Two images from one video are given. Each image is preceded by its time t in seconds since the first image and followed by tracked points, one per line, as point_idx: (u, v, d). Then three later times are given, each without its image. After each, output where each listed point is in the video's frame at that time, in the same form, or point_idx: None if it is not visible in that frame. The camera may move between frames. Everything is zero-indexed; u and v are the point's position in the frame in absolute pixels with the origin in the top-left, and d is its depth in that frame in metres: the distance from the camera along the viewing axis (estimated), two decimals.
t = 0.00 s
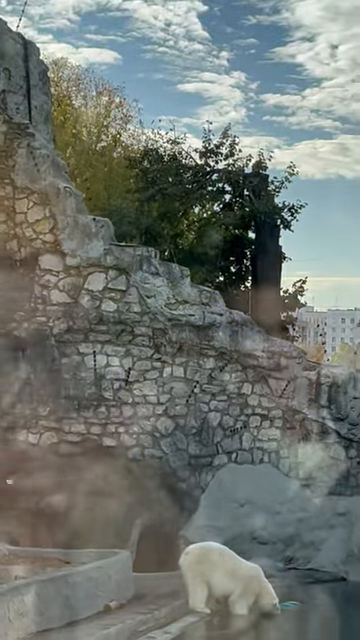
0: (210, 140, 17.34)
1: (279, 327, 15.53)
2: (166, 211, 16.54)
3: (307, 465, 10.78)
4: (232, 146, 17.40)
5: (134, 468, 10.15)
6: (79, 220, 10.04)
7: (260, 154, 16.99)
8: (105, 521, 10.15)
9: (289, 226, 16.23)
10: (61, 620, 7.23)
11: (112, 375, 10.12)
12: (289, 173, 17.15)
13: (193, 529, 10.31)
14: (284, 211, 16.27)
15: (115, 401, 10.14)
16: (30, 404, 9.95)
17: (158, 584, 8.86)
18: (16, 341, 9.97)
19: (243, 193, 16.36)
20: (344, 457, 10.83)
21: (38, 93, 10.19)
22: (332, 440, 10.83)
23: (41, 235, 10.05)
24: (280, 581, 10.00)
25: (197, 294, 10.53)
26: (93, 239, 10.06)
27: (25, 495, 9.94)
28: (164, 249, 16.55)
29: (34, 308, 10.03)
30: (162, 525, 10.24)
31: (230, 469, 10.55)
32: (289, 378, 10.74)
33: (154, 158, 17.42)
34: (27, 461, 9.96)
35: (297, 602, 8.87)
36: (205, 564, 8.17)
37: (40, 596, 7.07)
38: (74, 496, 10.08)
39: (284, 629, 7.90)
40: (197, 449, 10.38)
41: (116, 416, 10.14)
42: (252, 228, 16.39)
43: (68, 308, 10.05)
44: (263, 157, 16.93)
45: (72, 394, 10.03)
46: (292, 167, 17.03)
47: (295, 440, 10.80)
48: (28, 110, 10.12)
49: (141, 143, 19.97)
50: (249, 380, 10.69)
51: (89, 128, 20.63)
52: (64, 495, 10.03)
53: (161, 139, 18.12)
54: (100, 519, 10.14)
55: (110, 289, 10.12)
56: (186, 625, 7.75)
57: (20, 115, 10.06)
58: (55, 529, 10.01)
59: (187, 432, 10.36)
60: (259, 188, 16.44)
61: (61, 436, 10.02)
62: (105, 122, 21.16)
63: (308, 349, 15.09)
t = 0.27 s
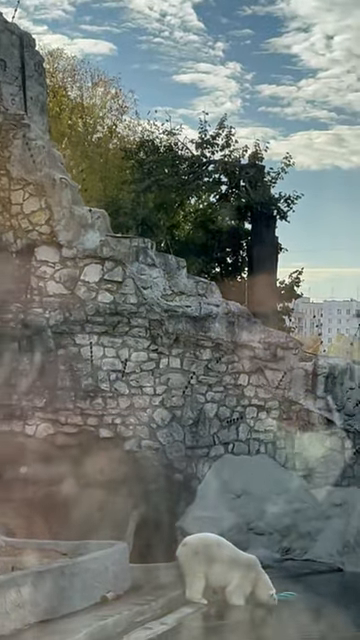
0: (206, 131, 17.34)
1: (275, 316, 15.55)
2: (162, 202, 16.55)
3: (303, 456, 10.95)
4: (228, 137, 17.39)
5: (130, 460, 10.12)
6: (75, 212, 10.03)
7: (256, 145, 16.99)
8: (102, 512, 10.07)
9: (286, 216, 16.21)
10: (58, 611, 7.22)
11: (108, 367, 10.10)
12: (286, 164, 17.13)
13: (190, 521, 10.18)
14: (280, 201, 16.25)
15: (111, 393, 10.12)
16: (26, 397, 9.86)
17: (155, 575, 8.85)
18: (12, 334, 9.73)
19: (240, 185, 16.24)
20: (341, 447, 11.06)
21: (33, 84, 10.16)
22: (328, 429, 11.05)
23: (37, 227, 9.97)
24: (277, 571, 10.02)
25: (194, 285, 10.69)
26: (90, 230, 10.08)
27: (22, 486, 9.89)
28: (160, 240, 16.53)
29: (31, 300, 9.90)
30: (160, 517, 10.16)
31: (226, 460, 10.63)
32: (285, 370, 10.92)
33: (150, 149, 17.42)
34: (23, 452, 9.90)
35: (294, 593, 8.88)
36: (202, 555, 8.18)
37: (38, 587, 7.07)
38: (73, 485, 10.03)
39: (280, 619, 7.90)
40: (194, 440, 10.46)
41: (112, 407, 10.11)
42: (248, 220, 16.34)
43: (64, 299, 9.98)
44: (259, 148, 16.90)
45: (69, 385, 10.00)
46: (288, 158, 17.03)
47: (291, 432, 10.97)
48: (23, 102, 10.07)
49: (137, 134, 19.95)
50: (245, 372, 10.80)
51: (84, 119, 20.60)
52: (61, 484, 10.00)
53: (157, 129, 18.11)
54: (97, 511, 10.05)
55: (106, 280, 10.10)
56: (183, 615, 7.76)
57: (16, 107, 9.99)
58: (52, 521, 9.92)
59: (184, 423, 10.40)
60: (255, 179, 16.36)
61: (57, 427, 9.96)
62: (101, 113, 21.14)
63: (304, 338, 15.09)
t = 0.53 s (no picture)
0: (199, 122, 17.35)
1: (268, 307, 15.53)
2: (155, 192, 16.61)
3: (295, 445, 10.83)
4: (222, 127, 17.38)
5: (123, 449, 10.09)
6: (68, 201, 10.03)
7: (249, 136, 17.00)
8: (96, 502, 10.05)
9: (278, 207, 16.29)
10: (51, 601, 7.22)
11: (101, 356, 10.10)
12: (278, 154, 17.16)
13: (183, 511, 10.31)
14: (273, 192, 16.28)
15: (105, 383, 10.13)
16: (19, 386, 9.89)
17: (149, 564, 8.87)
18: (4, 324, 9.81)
19: (233, 174, 16.32)
20: (334, 438, 10.85)
21: (26, 73, 10.24)
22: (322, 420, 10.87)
23: (30, 217, 9.97)
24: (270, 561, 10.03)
25: (187, 276, 10.68)
26: (83, 219, 10.09)
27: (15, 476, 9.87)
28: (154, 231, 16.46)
29: (24, 290, 9.93)
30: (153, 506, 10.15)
31: (220, 449, 10.64)
32: (278, 360, 10.80)
33: (143, 139, 17.47)
34: (17, 441, 9.88)
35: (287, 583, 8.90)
36: (196, 545, 8.22)
37: (31, 577, 7.07)
38: (69, 476, 9.97)
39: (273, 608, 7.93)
40: (187, 430, 10.43)
41: (106, 396, 10.12)
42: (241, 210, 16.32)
43: (58, 289, 9.98)
44: (253, 139, 16.90)
45: (62, 375, 9.98)
46: (282, 148, 17.02)
47: (284, 421, 10.85)
48: (16, 92, 10.15)
49: (131, 124, 19.94)
50: (238, 361, 10.73)
51: (78, 109, 20.59)
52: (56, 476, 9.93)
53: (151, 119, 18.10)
54: (91, 501, 10.04)
55: (100, 270, 10.08)
56: (176, 605, 7.77)
57: (9, 96, 10.07)
58: (46, 510, 9.92)
59: (177, 412, 10.40)
60: (248, 170, 16.46)
61: (51, 416, 9.94)
62: (94, 103, 21.12)
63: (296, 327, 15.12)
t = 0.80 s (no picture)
0: (188, 111, 17.32)
1: (256, 296, 15.52)
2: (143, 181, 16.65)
3: (283, 434, 10.97)
4: (210, 116, 17.37)
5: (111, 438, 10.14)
6: (56, 190, 9.95)
7: (238, 125, 16.97)
8: (85, 492, 10.04)
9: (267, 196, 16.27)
10: (39, 590, 7.23)
11: (90, 346, 10.09)
12: (267, 144, 17.18)
13: (171, 500, 10.29)
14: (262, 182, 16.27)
15: (92, 373, 10.10)
16: (7, 376, 9.81)
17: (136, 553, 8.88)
18: None
19: (221, 163, 16.24)
20: (321, 426, 11.06)
21: (15, 62, 10.23)
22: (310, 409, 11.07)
23: (18, 205, 9.89)
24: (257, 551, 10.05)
25: (175, 264, 10.55)
26: (71, 207, 9.99)
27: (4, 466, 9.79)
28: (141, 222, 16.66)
29: (12, 279, 9.80)
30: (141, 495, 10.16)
31: (208, 438, 10.67)
32: (267, 350, 10.95)
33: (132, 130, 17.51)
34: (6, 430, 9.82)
35: (274, 572, 8.90)
36: (184, 534, 8.24)
37: (19, 566, 7.08)
38: (57, 465, 9.95)
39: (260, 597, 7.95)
40: (175, 419, 10.44)
41: (94, 386, 10.11)
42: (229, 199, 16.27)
43: (46, 279, 9.90)
44: (241, 128, 16.89)
45: (50, 365, 9.94)
46: (270, 138, 17.00)
47: (272, 411, 11.01)
48: (5, 80, 10.15)
49: (119, 113, 19.90)
50: (226, 351, 10.84)
51: (66, 98, 20.53)
52: (46, 463, 9.92)
53: (139, 108, 18.08)
54: (78, 490, 10.03)
55: (88, 259, 10.04)
56: (163, 594, 7.78)
57: None
58: (34, 499, 9.88)
59: (165, 401, 10.41)
60: (237, 158, 16.36)
61: (39, 406, 9.94)
62: (83, 92, 21.07)
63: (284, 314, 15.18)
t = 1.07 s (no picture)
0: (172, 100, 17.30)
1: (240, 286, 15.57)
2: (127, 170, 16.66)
3: (267, 422, 10.99)
4: (194, 105, 17.35)
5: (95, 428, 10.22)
6: (41, 178, 9.95)
7: (222, 114, 16.96)
8: (67, 481, 10.12)
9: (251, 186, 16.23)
10: (22, 579, 7.22)
11: (73, 335, 10.04)
12: (251, 131, 17.14)
13: (154, 489, 10.25)
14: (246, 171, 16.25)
15: (76, 362, 10.07)
16: None
17: (119, 543, 8.89)
18: None
19: (206, 152, 16.20)
20: (305, 415, 11.15)
21: None
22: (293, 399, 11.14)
23: (2, 192, 9.86)
24: (240, 540, 10.06)
25: (159, 254, 10.61)
26: (55, 196, 9.98)
27: None
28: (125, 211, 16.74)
29: None
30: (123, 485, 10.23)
31: (191, 428, 10.66)
32: (250, 339, 10.96)
33: (115, 119, 17.43)
34: None
35: (258, 561, 8.91)
36: (167, 523, 8.27)
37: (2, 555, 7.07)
38: (39, 454, 10.03)
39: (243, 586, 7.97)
40: (159, 408, 10.43)
41: (77, 375, 10.08)
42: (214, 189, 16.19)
43: (30, 267, 9.87)
44: (226, 117, 16.88)
45: (34, 354, 9.91)
46: (255, 127, 17.00)
47: (256, 400, 11.01)
48: None
49: (103, 102, 19.85)
50: (210, 341, 10.82)
51: (51, 87, 20.48)
52: (24, 452, 9.98)
53: (124, 97, 18.05)
54: (61, 480, 10.10)
55: (72, 249, 10.02)
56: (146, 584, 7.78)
57: None
58: (16, 488, 9.95)
59: (149, 391, 10.39)
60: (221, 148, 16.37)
61: (22, 395, 9.93)
62: (67, 81, 21.01)
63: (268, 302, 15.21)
